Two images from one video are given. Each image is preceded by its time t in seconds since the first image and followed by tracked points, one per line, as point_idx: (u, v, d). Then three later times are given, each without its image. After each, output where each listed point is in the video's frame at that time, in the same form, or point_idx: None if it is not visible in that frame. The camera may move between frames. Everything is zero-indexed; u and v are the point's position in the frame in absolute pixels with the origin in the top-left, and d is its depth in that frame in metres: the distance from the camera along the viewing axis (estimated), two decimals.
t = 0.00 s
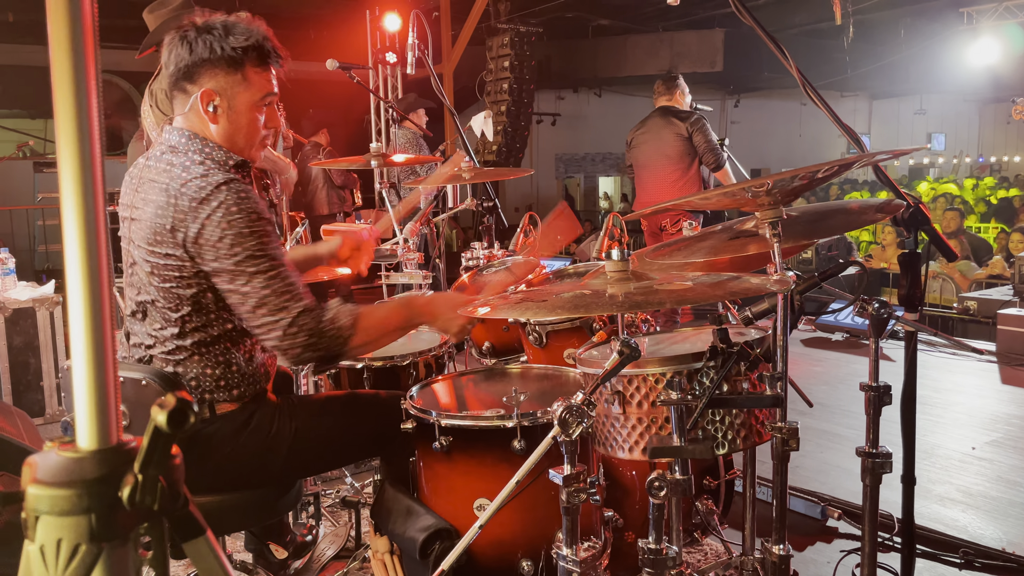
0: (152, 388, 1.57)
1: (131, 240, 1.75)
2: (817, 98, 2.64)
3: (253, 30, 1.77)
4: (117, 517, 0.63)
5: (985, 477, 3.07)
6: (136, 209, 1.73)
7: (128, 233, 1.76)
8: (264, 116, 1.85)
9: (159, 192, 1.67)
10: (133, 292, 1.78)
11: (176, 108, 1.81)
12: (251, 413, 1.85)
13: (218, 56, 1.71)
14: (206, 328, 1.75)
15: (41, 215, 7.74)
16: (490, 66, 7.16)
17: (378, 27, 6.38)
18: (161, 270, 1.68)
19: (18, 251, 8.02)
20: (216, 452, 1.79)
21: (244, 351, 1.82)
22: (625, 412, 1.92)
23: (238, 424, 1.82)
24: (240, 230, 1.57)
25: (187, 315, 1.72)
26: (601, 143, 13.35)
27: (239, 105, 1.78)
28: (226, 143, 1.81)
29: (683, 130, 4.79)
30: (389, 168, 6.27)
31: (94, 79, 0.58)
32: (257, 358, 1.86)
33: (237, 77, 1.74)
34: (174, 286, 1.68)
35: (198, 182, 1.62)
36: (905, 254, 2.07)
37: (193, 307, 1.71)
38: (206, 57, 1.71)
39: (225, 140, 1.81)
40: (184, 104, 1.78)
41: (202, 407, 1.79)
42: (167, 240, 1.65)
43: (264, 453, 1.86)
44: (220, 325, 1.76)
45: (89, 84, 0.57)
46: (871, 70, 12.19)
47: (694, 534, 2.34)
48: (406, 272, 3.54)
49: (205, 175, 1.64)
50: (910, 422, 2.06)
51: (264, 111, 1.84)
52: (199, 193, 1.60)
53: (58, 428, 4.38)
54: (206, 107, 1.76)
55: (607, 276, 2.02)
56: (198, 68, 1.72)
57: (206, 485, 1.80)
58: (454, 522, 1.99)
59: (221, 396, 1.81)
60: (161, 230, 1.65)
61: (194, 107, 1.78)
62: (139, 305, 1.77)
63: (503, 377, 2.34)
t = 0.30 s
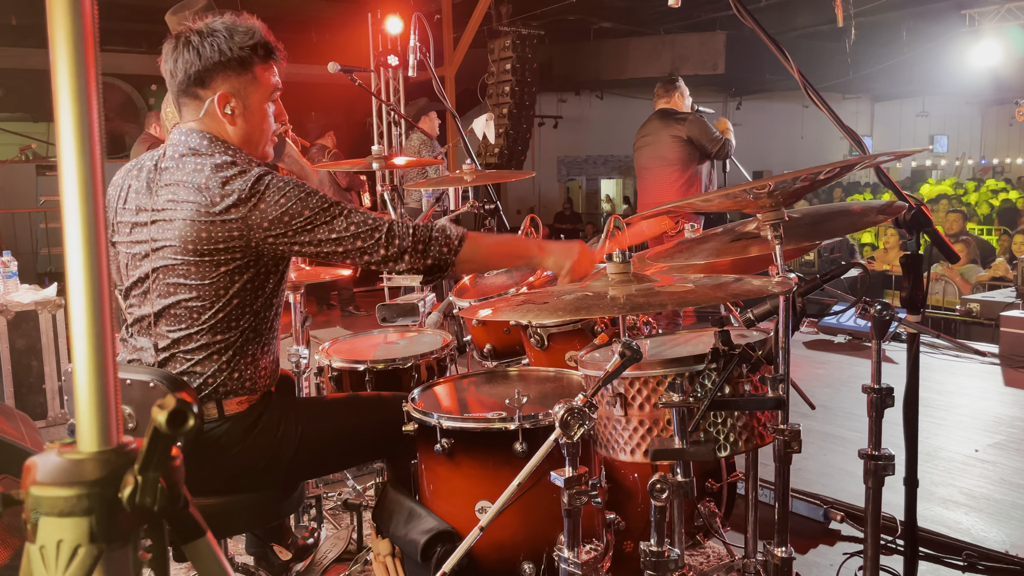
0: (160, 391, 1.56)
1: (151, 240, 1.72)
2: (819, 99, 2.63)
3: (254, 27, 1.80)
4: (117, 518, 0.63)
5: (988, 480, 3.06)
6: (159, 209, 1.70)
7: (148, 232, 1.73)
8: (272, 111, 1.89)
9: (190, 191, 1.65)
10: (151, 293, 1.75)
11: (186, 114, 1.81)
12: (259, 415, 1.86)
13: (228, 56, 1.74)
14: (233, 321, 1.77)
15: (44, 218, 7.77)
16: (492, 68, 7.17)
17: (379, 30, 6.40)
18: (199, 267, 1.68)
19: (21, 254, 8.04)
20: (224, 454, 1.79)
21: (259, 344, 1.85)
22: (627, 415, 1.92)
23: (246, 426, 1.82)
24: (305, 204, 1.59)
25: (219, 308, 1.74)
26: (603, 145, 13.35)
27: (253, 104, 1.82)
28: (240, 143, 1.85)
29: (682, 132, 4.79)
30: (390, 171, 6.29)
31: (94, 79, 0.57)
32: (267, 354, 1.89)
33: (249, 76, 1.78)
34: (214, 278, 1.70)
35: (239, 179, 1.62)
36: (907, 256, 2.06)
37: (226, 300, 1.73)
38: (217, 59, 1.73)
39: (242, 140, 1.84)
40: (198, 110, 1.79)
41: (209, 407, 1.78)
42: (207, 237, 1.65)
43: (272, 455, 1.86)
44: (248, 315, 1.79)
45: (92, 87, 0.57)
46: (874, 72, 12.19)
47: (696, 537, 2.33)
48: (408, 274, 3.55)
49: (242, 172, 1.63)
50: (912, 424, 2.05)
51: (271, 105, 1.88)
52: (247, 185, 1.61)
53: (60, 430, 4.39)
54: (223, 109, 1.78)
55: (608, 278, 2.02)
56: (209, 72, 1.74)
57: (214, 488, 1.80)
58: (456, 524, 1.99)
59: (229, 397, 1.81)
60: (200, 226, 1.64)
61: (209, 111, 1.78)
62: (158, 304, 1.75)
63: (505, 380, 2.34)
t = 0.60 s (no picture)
0: (163, 393, 1.57)
1: (144, 244, 1.74)
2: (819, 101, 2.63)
3: (273, 44, 1.79)
4: (118, 520, 0.63)
5: (990, 481, 3.06)
6: (149, 212, 1.72)
7: (141, 236, 1.75)
8: (276, 126, 1.87)
9: (175, 190, 1.67)
10: (145, 296, 1.77)
11: (192, 112, 1.81)
12: (261, 414, 1.87)
13: (240, 63, 1.73)
14: (228, 321, 1.77)
15: (46, 221, 7.80)
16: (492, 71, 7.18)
17: (380, 33, 6.41)
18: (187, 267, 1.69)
19: (23, 257, 8.07)
20: (228, 454, 1.81)
21: (259, 344, 1.85)
22: (628, 417, 1.92)
23: (249, 425, 1.84)
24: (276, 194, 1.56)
25: (212, 308, 1.74)
26: (605, 147, 13.36)
27: (255, 112, 1.79)
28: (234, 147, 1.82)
29: (682, 132, 4.78)
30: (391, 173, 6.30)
31: (96, 84, 0.57)
32: (269, 354, 1.89)
33: (259, 88, 1.77)
34: (203, 278, 1.71)
35: (218, 174, 1.63)
36: (908, 258, 2.06)
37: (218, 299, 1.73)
38: (228, 64, 1.73)
39: (239, 146, 1.81)
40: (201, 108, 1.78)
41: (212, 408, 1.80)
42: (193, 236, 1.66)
43: (276, 453, 1.87)
44: (240, 315, 1.78)
45: (93, 91, 0.56)
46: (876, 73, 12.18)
47: (698, 539, 2.33)
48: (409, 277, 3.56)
49: (222, 168, 1.64)
50: (914, 427, 2.05)
51: (275, 120, 1.86)
52: (223, 182, 1.61)
53: (62, 433, 4.40)
54: (223, 111, 1.77)
55: (610, 281, 2.03)
56: (219, 74, 1.74)
57: (219, 489, 1.81)
58: (458, 526, 1.99)
59: (229, 397, 1.81)
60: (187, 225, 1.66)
61: (211, 111, 1.78)
62: (153, 307, 1.76)
63: (507, 382, 2.35)
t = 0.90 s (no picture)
0: (165, 393, 1.56)
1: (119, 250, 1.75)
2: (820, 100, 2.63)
3: (258, 48, 1.75)
4: (122, 520, 0.62)
5: (993, 482, 3.05)
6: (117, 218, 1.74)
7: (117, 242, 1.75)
8: (255, 133, 1.81)
9: (137, 196, 1.67)
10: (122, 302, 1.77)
11: (173, 110, 1.81)
12: (258, 416, 1.86)
13: (220, 65, 1.70)
14: (207, 325, 1.75)
15: (47, 224, 7.81)
16: (493, 73, 7.23)
17: (381, 35, 6.44)
18: (153, 273, 1.69)
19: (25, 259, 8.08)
20: (228, 455, 1.80)
21: (244, 347, 1.83)
22: (631, 417, 1.91)
23: (246, 427, 1.83)
24: (219, 204, 1.56)
25: (188, 313, 1.72)
26: (605, 149, 13.38)
27: (228, 116, 1.76)
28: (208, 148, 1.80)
29: (682, 133, 4.78)
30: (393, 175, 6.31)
31: (102, 76, 0.56)
32: (258, 359, 1.88)
33: (236, 92, 1.73)
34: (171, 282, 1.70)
35: (172, 179, 1.63)
36: (911, 256, 2.06)
37: (195, 303, 1.72)
38: (206, 65, 1.70)
39: (212, 148, 1.79)
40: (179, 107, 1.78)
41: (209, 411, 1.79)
42: (155, 241, 1.66)
43: (274, 455, 1.85)
44: (219, 320, 1.76)
45: (96, 80, 0.55)
46: (875, 75, 12.20)
47: (701, 541, 2.32)
48: (411, 278, 3.56)
49: (178, 172, 1.64)
50: (918, 427, 2.04)
51: (254, 127, 1.81)
52: (175, 186, 1.62)
53: (64, 435, 4.39)
54: (196, 112, 1.75)
55: (612, 281, 2.03)
56: (197, 74, 1.72)
57: (218, 490, 1.80)
58: (460, 528, 1.99)
59: (226, 399, 1.80)
60: (149, 232, 1.66)
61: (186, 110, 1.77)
62: (129, 313, 1.76)
63: (509, 383, 2.34)
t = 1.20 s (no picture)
0: (165, 398, 1.61)
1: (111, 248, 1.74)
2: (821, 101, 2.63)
3: (220, 38, 1.71)
4: (128, 522, 0.61)
5: (995, 483, 3.05)
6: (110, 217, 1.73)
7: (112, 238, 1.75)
8: (235, 124, 1.79)
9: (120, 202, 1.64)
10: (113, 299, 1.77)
11: (150, 117, 1.81)
12: (256, 421, 1.85)
13: (181, 65, 1.68)
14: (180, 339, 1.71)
15: (48, 227, 7.80)
16: (494, 74, 7.27)
17: (382, 37, 6.46)
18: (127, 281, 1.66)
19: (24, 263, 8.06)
20: (227, 460, 1.79)
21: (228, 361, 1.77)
22: (633, 419, 1.91)
23: (245, 431, 1.82)
24: (160, 242, 1.50)
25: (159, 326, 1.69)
26: (604, 151, 13.39)
27: (202, 113, 1.74)
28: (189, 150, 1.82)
29: (682, 134, 4.78)
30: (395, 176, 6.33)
31: (105, 83, 0.56)
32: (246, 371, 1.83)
33: (204, 88, 1.70)
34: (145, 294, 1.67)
35: (141, 194, 1.57)
36: (913, 257, 2.06)
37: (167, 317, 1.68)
38: (169, 66, 1.68)
39: (195, 149, 1.78)
40: (155, 115, 1.78)
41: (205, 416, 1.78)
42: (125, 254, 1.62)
43: (272, 461, 1.85)
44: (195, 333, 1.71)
45: (99, 82, 0.55)
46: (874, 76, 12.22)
47: (704, 542, 2.32)
48: (413, 280, 3.57)
49: (151, 185, 1.59)
50: (919, 428, 2.04)
51: (232, 119, 1.78)
52: (145, 200, 1.56)
53: (65, 439, 4.38)
54: (169, 116, 1.74)
55: (614, 282, 2.03)
56: (161, 81, 1.71)
57: (217, 494, 1.79)
58: (462, 530, 1.98)
59: (223, 406, 1.78)
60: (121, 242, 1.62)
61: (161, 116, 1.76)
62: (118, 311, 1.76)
63: (511, 385, 2.34)
